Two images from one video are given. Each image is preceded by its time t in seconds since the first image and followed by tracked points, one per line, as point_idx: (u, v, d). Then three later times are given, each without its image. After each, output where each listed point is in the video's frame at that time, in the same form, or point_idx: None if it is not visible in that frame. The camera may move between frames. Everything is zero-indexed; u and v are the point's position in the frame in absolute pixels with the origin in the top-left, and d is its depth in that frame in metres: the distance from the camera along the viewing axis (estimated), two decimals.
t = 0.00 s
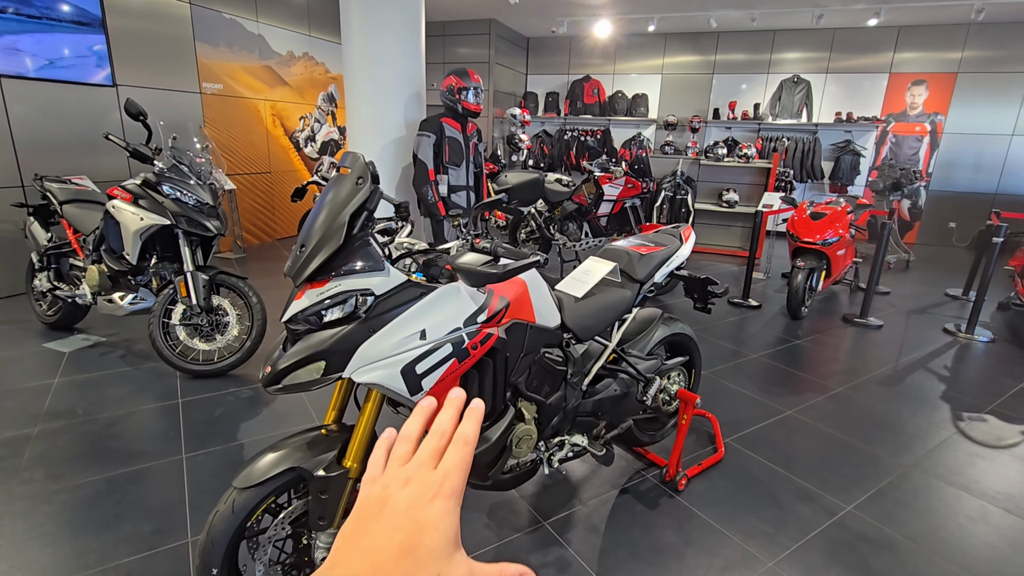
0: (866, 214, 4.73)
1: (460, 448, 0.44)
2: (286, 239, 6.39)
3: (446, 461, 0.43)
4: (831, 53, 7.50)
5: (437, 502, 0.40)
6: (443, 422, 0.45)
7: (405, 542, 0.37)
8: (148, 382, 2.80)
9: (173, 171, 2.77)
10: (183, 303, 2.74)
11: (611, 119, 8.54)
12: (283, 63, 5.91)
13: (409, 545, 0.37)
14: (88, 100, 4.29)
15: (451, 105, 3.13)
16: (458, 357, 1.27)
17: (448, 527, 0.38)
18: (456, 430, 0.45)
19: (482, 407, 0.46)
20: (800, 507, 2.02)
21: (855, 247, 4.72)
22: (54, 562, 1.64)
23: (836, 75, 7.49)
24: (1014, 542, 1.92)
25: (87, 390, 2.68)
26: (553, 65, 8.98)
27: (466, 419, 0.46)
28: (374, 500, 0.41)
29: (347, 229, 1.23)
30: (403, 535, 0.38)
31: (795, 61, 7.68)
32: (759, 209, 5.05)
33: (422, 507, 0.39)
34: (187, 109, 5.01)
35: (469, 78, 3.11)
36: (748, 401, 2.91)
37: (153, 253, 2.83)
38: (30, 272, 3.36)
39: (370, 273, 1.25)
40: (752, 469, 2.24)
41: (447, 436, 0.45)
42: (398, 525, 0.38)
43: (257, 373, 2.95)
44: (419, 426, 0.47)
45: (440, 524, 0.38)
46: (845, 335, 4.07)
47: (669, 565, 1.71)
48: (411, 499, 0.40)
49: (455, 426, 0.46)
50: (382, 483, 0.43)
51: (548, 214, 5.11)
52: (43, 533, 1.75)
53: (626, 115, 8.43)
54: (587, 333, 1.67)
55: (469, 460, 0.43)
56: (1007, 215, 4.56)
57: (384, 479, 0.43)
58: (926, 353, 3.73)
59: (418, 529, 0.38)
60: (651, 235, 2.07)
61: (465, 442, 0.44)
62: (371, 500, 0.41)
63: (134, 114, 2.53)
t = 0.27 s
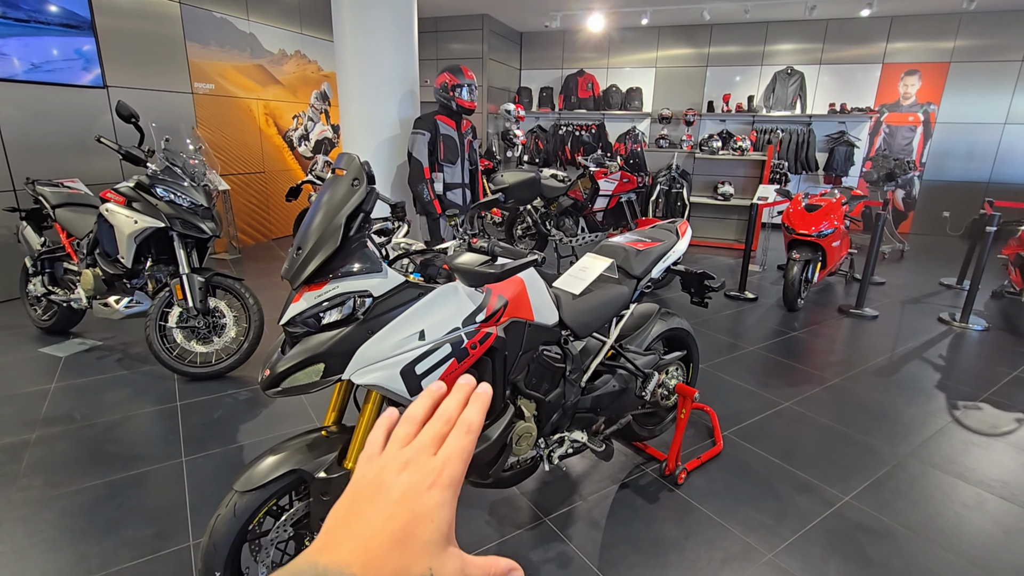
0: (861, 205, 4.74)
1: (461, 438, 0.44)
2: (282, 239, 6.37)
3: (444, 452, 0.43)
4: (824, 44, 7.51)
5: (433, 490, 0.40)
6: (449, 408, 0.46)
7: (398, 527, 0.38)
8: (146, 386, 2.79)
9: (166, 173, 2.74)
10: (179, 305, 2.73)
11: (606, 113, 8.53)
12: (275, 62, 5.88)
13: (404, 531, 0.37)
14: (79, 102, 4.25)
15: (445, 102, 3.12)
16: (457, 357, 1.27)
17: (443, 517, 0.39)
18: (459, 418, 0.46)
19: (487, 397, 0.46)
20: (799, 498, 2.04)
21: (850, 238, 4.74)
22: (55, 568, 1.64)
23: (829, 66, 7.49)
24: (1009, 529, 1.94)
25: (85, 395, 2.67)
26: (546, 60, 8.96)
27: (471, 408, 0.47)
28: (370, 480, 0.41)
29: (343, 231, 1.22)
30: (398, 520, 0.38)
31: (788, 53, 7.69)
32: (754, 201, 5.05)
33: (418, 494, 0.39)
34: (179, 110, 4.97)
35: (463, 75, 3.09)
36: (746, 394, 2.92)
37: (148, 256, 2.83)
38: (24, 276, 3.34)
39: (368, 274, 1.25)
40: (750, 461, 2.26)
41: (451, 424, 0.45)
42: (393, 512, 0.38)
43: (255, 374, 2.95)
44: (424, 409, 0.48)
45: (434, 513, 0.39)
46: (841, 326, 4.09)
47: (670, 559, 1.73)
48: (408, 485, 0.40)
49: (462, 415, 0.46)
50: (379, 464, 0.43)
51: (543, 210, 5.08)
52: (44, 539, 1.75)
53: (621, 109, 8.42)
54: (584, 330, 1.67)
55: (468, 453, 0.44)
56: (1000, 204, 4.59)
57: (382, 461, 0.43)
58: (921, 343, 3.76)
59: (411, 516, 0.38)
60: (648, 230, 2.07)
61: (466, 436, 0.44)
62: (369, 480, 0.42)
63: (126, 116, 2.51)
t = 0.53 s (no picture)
0: (853, 191, 4.77)
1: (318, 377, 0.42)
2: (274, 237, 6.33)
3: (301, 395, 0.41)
4: (814, 31, 7.51)
5: (289, 436, 0.38)
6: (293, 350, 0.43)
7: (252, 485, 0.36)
8: (143, 389, 2.77)
9: (158, 173, 2.71)
10: (175, 307, 2.71)
11: (597, 104, 8.50)
12: (263, 58, 5.80)
13: (256, 489, 0.36)
14: (64, 102, 4.18)
15: (438, 96, 3.10)
16: (462, 353, 1.26)
17: (305, 461, 0.37)
18: (308, 359, 0.44)
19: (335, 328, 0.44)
20: (800, 484, 2.06)
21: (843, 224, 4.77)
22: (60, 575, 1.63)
23: (819, 52, 7.50)
24: (1006, 508, 1.97)
25: (81, 399, 2.65)
26: (537, 51, 8.90)
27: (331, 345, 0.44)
28: (218, 444, 0.39)
29: (344, 230, 1.22)
30: (249, 479, 0.36)
31: (778, 40, 7.69)
32: (747, 189, 5.07)
33: (266, 447, 0.37)
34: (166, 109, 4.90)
35: (456, 69, 3.08)
36: (744, 381, 2.95)
37: (141, 257, 2.79)
38: (14, 281, 3.30)
39: (370, 273, 1.24)
40: (751, 448, 2.28)
41: (309, 365, 0.42)
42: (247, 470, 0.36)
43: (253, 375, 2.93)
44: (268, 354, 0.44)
45: (288, 463, 0.37)
46: (836, 312, 4.12)
47: (675, 547, 1.74)
48: (257, 442, 0.38)
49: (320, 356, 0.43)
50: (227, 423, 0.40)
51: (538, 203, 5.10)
52: (47, 545, 1.74)
53: (612, 99, 8.39)
54: (586, 323, 1.67)
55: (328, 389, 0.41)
56: (990, 187, 4.62)
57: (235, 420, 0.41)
58: (915, 327, 3.80)
59: (264, 472, 0.37)
60: (645, 221, 2.07)
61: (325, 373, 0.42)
62: (213, 442, 0.39)
63: (113, 116, 2.48)
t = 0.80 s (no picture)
0: (842, 178, 4.83)
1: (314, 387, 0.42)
2: (263, 236, 6.24)
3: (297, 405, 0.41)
4: (797, 20, 7.57)
5: (290, 438, 0.38)
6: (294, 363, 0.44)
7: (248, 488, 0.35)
8: (140, 395, 2.72)
9: (147, 174, 2.65)
10: (170, 310, 2.66)
11: (585, 96, 8.48)
12: (246, 54, 5.69)
13: (258, 493, 0.35)
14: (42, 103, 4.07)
15: (431, 90, 3.08)
16: (479, 349, 1.26)
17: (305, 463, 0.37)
18: (310, 370, 0.44)
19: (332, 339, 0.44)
20: (806, 469, 2.09)
21: (832, 212, 4.82)
22: None
23: (803, 41, 7.56)
24: (1005, 486, 2.02)
25: (77, 407, 2.59)
26: (523, 44, 8.86)
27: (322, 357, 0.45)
28: (223, 458, 0.39)
29: (357, 228, 1.18)
30: (250, 484, 0.35)
31: (762, 30, 7.73)
32: (738, 178, 5.10)
33: (270, 454, 0.37)
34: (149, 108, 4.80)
35: (449, 62, 3.06)
36: (745, 369, 2.97)
37: (132, 261, 2.73)
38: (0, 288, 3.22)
39: (385, 271, 1.21)
40: (756, 435, 2.30)
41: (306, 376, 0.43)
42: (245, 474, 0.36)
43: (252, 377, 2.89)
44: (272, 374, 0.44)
45: (290, 467, 0.36)
46: (829, 298, 4.17)
47: (689, 536, 1.76)
48: (256, 446, 0.37)
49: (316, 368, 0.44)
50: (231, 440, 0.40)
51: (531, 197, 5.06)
52: (53, 557, 1.70)
53: (599, 91, 8.37)
54: (595, 316, 1.67)
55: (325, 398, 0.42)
56: (975, 171, 4.70)
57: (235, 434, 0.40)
58: (906, 311, 3.86)
59: (268, 478, 0.36)
60: (648, 212, 2.07)
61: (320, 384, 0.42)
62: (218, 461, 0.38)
63: (101, 116, 2.41)
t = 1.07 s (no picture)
0: (833, 168, 4.89)
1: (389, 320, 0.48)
2: (255, 239, 6.16)
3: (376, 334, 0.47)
4: (783, 11, 7.62)
5: (368, 363, 0.46)
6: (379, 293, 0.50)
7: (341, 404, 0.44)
8: (143, 403, 2.68)
9: (144, 178, 2.60)
10: (172, 316, 2.61)
11: (574, 91, 8.47)
12: (232, 54, 5.59)
13: (347, 409, 0.43)
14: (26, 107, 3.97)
15: (431, 88, 3.07)
16: (510, 349, 1.26)
17: (377, 381, 0.44)
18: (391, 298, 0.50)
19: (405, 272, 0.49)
20: (818, 456, 2.12)
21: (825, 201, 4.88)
22: None
23: (789, 33, 7.61)
24: (1011, 466, 2.07)
25: (79, 418, 2.54)
26: (510, 39, 8.82)
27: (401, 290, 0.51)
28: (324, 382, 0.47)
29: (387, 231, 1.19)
30: (341, 403, 0.44)
31: (748, 22, 7.77)
32: (730, 170, 5.14)
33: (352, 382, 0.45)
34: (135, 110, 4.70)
35: (448, 59, 3.06)
36: (749, 359, 3.01)
37: (131, 267, 2.68)
38: None
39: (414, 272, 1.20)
40: (766, 424, 2.33)
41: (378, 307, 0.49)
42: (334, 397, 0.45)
43: (257, 382, 2.85)
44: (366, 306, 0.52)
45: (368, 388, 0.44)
46: (825, 287, 4.23)
47: (710, 527, 1.78)
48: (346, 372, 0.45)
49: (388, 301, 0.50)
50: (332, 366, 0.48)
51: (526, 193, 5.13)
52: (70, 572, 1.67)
53: (588, 85, 8.36)
54: (614, 311, 1.67)
55: (399, 327, 0.48)
56: (962, 159, 4.79)
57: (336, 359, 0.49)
58: (901, 298, 3.93)
59: (352, 399, 0.44)
60: (658, 207, 2.08)
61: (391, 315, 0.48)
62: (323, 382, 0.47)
63: (96, 120, 2.35)
